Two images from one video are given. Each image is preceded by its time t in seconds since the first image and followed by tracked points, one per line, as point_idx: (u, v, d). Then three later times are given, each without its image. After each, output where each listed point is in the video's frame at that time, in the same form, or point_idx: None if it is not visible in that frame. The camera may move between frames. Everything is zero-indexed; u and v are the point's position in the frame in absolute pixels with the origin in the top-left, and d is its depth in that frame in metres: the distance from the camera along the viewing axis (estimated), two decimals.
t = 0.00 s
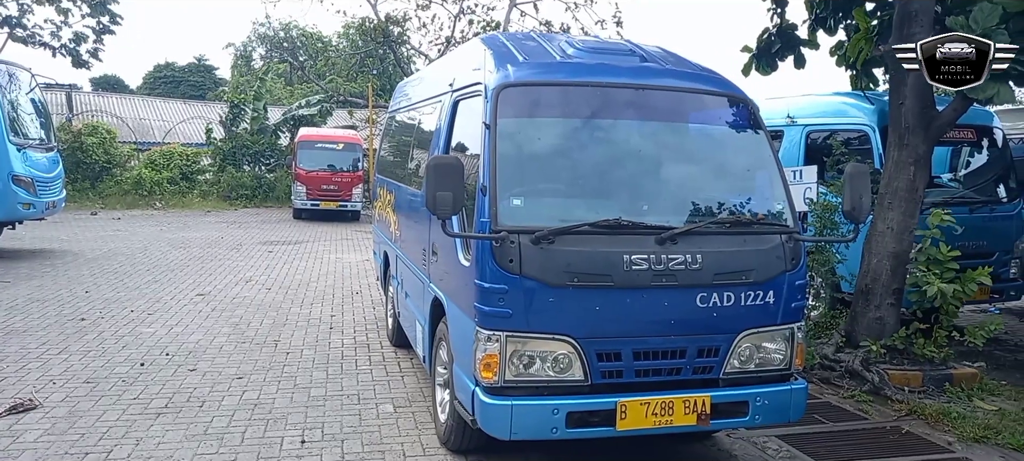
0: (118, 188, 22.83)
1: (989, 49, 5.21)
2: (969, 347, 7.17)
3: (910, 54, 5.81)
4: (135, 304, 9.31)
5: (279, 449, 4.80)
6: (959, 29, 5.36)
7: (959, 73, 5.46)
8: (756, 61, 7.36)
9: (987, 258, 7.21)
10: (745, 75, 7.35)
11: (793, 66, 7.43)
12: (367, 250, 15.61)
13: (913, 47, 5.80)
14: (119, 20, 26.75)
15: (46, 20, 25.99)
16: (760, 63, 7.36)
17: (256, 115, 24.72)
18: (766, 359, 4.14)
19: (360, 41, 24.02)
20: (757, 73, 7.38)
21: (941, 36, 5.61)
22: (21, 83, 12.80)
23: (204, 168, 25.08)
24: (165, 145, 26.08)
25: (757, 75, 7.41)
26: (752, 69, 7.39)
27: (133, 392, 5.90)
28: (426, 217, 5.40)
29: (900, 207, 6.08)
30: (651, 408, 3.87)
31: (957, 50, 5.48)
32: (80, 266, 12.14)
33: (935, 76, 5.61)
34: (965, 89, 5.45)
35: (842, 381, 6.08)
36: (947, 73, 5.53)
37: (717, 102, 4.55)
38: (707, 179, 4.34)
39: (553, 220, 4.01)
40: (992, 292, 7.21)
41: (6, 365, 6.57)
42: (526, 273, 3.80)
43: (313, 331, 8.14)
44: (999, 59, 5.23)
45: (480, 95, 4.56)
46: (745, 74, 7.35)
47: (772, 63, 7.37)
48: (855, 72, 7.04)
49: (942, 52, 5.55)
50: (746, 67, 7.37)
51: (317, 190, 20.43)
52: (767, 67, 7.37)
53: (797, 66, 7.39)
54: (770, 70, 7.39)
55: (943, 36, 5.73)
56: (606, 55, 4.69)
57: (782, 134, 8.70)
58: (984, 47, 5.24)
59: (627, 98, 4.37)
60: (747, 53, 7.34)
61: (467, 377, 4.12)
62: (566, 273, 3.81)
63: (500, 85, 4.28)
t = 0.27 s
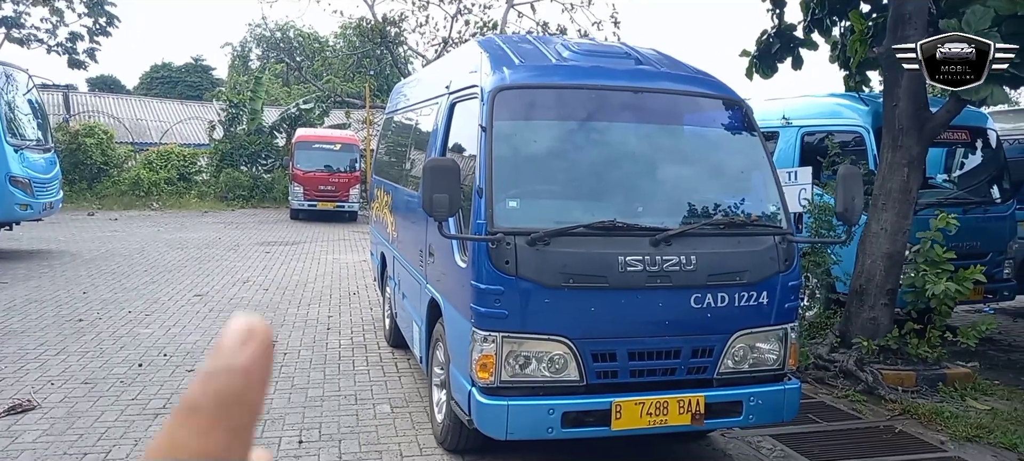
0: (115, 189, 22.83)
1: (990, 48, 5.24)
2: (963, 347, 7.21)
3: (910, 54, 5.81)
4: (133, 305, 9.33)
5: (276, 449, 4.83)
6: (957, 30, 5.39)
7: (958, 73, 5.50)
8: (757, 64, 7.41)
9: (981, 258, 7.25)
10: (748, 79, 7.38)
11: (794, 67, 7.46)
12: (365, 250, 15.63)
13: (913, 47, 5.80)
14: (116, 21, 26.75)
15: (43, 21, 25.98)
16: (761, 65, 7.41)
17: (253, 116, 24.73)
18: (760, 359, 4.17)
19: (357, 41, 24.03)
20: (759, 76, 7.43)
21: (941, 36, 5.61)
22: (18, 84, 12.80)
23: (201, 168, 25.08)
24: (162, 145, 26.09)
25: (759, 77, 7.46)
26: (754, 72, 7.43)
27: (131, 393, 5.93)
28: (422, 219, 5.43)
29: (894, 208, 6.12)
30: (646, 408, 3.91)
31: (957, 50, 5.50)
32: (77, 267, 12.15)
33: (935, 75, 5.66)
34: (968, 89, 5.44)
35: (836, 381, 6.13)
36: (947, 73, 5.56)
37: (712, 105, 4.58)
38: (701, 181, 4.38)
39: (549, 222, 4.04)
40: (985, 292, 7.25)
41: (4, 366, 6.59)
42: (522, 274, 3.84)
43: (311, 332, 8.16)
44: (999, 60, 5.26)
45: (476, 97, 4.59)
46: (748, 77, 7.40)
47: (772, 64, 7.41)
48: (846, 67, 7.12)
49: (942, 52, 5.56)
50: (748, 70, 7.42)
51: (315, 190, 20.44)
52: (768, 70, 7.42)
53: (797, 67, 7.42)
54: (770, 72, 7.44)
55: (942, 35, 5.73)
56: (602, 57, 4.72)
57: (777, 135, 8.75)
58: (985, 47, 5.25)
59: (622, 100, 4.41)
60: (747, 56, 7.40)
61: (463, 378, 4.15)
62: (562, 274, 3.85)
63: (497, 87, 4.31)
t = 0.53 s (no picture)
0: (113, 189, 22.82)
1: (990, 49, 5.26)
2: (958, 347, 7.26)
3: (910, 54, 5.89)
4: (131, 306, 9.34)
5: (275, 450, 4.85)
6: (959, 29, 5.40)
7: (958, 73, 5.52)
8: (757, 66, 7.45)
9: (976, 259, 7.30)
10: (748, 80, 7.41)
11: (792, 71, 7.50)
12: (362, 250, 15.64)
13: (913, 47, 5.88)
14: (113, 21, 26.72)
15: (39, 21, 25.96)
16: (760, 67, 7.45)
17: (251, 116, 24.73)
18: (755, 360, 4.21)
19: (354, 41, 24.05)
20: (757, 78, 7.47)
21: (942, 36, 5.67)
22: (15, 85, 12.80)
23: (199, 168, 25.08)
24: (159, 146, 26.07)
25: (758, 80, 7.51)
26: (753, 74, 7.48)
27: (130, 394, 5.94)
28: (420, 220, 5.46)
29: (889, 209, 6.15)
30: (642, 409, 3.94)
31: (957, 50, 5.53)
32: (75, 268, 12.16)
33: (936, 75, 5.69)
34: (966, 89, 5.46)
35: (832, 381, 6.17)
36: (947, 73, 5.59)
37: (708, 107, 4.61)
38: (698, 183, 4.41)
39: (546, 224, 4.07)
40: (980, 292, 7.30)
41: (3, 367, 6.60)
42: (519, 276, 3.87)
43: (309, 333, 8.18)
44: (999, 59, 5.29)
45: (474, 100, 4.62)
46: (747, 78, 7.43)
47: (771, 67, 7.45)
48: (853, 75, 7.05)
49: (942, 52, 5.62)
50: (748, 72, 7.47)
51: (312, 191, 20.44)
52: (767, 72, 7.46)
53: (795, 71, 7.46)
54: (769, 75, 7.48)
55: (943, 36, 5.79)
56: (599, 61, 4.75)
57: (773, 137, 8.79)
58: (984, 47, 5.29)
59: (619, 103, 4.44)
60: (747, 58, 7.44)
61: (461, 378, 4.17)
62: (560, 276, 3.87)
63: (494, 90, 4.34)
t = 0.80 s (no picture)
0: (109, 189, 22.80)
1: (990, 49, 5.29)
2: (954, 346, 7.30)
3: (910, 54, 5.89)
4: (129, 305, 9.35)
5: (275, 449, 4.87)
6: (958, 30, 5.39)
7: (958, 73, 5.56)
8: (760, 69, 7.47)
9: (972, 258, 7.34)
10: (753, 83, 7.41)
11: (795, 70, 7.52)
12: (359, 249, 15.67)
13: (913, 47, 5.90)
14: (109, 21, 26.69)
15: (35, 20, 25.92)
16: (762, 69, 7.47)
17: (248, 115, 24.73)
18: (753, 359, 4.23)
19: (351, 41, 24.07)
20: (761, 80, 7.49)
21: (941, 36, 5.67)
22: (12, 84, 12.80)
23: (196, 168, 25.07)
24: (156, 145, 26.06)
25: (762, 82, 7.52)
26: (756, 76, 7.50)
27: (129, 394, 5.96)
28: (420, 220, 5.48)
29: (886, 209, 6.19)
30: (641, 408, 3.96)
31: (956, 50, 5.54)
32: (72, 267, 12.16)
33: (935, 75, 5.72)
34: (964, 89, 5.51)
35: (829, 380, 6.20)
36: (947, 73, 5.63)
37: (706, 108, 4.64)
38: (696, 183, 4.43)
39: (546, 224, 4.09)
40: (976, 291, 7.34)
41: (2, 367, 6.61)
42: (519, 276, 3.88)
43: (308, 332, 8.20)
44: (998, 59, 5.31)
45: (473, 100, 4.64)
46: (750, 81, 7.45)
47: (773, 67, 7.47)
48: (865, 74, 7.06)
49: (942, 52, 5.62)
50: (751, 75, 7.48)
51: (309, 190, 20.45)
52: (770, 75, 7.49)
53: (798, 71, 7.49)
54: (772, 77, 7.50)
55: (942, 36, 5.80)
56: (598, 61, 4.78)
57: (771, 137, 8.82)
58: (984, 47, 5.31)
59: (617, 103, 4.46)
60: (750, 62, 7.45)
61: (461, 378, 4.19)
62: (559, 276, 3.89)
63: (493, 91, 4.37)
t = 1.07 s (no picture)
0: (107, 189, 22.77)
1: (989, 49, 5.28)
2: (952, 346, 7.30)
3: (910, 54, 5.91)
4: (126, 306, 9.33)
5: (274, 450, 4.86)
6: (956, 30, 5.40)
7: (958, 73, 5.55)
8: (764, 70, 7.48)
9: (971, 258, 7.34)
10: (756, 83, 7.44)
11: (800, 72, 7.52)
12: (357, 250, 15.65)
13: (913, 47, 5.90)
14: (107, 20, 26.66)
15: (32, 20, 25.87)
16: (767, 71, 7.49)
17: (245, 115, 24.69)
18: (752, 359, 4.23)
19: (349, 41, 24.04)
20: (765, 82, 7.50)
21: (940, 36, 5.67)
22: (9, 84, 12.77)
23: (193, 168, 25.04)
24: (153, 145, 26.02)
25: (765, 82, 7.54)
26: (760, 78, 7.51)
27: (127, 394, 5.94)
28: (419, 220, 5.47)
29: (885, 209, 6.20)
30: (640, 408, 3.96)
31: (956, 51, 5.54)
32: (70, 268, 12.14)
33: (936, 75, 5.72)
34: (963, 89, 5.53)
35: (827, 380, 6.21)
36: (947, 73, 5.62)
37: (705, 108, 4.64)
38: (695, 183, 4.43)
39: (546, 224, 4.09)
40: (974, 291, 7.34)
41: None
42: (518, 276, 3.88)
43: (306, 332, 8.19)
44: (999, 59, 5.29)
45: (473, 100, 4.63)
46: (754, 82, 7.46)
47: (778, 69, 7.48)
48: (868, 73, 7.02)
49: (942, 52, 5.62)
50: (755, 76, 7.49)
51: (307, 190, 20.42)
52: (774, 75, 7.50)
53: (803, 72, 7.49)
54: (777, 78, 7.51)
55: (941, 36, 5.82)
56: (597, 61, 4.77)
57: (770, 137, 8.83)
58: (984, 48, 5.31)
59: (616, 103, 4.46)
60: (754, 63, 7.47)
61: (460, 378, 4.19)
62: (558, 276, 3.89)
63: (492, 91, 4.36)
